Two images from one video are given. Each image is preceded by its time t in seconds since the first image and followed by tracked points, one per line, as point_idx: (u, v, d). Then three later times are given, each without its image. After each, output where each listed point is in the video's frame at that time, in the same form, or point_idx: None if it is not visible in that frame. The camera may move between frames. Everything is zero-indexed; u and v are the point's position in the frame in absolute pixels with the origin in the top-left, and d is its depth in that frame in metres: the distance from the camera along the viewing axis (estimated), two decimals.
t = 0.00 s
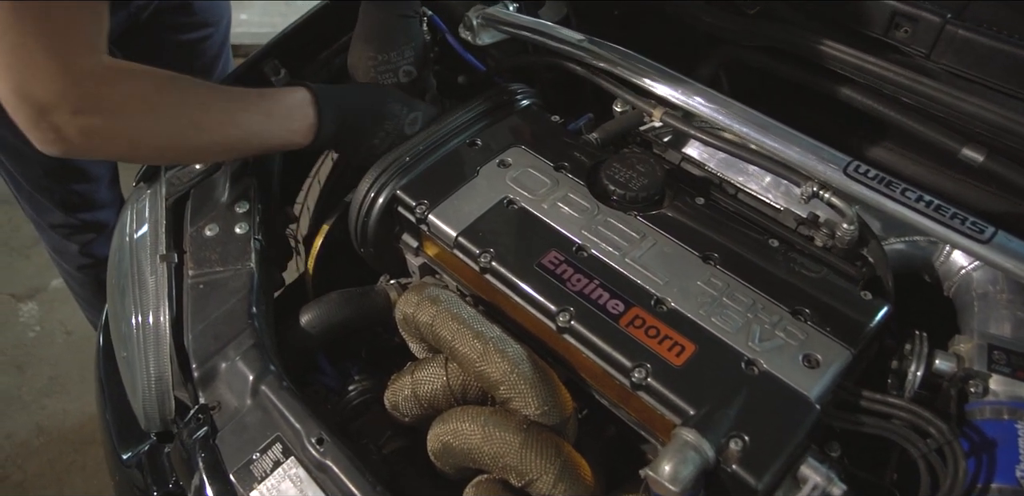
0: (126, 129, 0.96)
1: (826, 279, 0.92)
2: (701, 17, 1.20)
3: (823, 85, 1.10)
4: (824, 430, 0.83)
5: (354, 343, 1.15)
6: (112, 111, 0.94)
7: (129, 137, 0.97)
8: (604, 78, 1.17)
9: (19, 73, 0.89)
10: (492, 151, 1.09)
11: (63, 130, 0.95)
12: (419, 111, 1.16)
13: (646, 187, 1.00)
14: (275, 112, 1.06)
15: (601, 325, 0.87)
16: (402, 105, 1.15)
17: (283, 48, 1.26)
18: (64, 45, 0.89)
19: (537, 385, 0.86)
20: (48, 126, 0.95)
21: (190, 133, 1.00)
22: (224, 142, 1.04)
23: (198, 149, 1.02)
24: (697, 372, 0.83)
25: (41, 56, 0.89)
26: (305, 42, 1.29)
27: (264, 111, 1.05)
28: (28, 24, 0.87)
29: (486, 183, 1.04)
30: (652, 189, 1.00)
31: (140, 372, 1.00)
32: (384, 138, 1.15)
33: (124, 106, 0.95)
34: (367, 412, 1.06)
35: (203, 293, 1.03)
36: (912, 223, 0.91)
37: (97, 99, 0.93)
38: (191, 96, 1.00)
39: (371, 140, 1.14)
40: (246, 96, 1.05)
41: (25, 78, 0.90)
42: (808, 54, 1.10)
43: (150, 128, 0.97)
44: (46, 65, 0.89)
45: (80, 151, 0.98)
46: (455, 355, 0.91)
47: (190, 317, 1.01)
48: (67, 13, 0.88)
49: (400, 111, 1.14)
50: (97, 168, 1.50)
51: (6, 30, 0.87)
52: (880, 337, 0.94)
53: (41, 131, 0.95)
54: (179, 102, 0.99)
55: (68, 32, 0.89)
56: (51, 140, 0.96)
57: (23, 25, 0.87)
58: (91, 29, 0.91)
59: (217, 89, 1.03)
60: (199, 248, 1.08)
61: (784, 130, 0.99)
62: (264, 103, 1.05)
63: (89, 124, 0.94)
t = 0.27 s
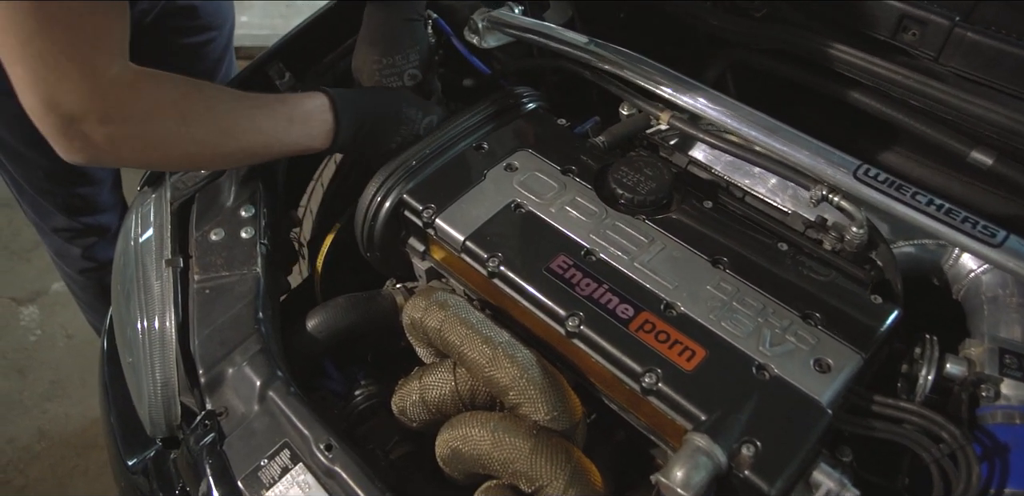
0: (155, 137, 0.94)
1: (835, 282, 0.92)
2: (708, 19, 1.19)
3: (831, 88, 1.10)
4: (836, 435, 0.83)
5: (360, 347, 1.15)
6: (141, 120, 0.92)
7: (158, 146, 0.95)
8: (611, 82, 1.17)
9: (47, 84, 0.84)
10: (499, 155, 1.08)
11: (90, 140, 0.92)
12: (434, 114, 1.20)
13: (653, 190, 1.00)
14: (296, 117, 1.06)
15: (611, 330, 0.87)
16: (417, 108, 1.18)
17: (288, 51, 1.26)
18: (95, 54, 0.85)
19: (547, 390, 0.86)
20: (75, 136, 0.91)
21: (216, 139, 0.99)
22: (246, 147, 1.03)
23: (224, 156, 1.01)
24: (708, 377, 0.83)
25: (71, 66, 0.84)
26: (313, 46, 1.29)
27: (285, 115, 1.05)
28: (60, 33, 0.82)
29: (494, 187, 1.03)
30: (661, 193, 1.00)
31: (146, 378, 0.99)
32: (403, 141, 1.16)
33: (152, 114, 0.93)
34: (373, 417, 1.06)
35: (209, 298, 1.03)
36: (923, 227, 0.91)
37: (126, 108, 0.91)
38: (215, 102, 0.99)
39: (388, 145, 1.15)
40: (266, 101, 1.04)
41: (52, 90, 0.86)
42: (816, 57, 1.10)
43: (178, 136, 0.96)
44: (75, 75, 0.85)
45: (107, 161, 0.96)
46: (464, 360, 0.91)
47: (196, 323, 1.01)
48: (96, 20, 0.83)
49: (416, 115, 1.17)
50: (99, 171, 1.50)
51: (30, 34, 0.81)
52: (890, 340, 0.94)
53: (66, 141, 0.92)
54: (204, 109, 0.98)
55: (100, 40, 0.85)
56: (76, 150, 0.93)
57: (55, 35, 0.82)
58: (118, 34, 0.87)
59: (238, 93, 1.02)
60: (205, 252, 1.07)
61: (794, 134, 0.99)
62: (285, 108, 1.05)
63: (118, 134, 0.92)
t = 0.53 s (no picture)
0: (160, 142, 0.94)
1: (841, 285, 0.92)
2: (712, 21, 1.19)
3: (835, 90, 1.10)
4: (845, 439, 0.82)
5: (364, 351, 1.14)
6: (146, 125, 0.92)
7: (162, 150, 0.95)
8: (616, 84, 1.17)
9: (52, 89, 0.83)
10: (503, 158, 1.08)
11: (95, 145, 0.91)
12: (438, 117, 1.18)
13: (659, 193, 0.99)
14: (298, 121, 1.06)
15: (618, 334, 0.87)
16: (420, 112, 1.16)
17: (289, 53, 1.25)
18: (101, 58, 0.84)
19: (554, 394, 0.86)
20: (78, 142, 0.90)
21: (220, 143, 0.99)
22: (248, 151, 1.03)
23: (226, 160, 1.02)
24: (716, 381, 0.82)
25: (77, 71, 0.83)
26: (314, 49, 1.29)
27: (288, 120, 1.05)
28: (67, 39, 0.80)
29: (498, 190, 1.03)
30: (666, 195, 1.00)
31: (149, 382, 0.99)
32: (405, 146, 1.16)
33: (158, 119, 0.93)
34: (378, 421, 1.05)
35: (212, 302, 1.02)
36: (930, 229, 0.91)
37: (132, 113, 0.90)
38: (218, 107, 0.99)
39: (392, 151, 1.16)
40: (268, 105, 1.05)
41: (58, 96, 0.85)
42: (821, 58, 1.10)
43: (182, 141, 0.96)
44: (81, 80, 0.84)
45: (109, 165, 0.95)
46: (470, 364, 0.91)
47: (199, 327, 1.00)
48: (104, 24, 0.82)
49: (419, 119, 1.16)
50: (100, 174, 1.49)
51: (35, 40, 0.80)
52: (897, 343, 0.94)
53: (69, 146, 0.91)
54: (208, 114, 0.98)
55: (106, 45, 0.84)
56: (79, 155, 0.92)
57: (62, 40, 0.80)
58: (124, 38, 0.86)
59: (239, 97, 1.02)
60: (208, 256, 1.07)
61: (800, 136, 0.99)
62: (287, 112, 1.05)
63: (123, 139, 0.92)
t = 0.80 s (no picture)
0: (148, 151, 0.93)
1: (849, 286, 0.92)
2: (718, 22, 1.19)
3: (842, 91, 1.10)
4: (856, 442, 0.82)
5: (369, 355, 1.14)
6: (135, 135, 0.91)
7: (150, 159, 0.94)
8: (622, 86, 1.17)
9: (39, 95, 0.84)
10: (509, 160, 1.07)
11: (82, 153, 0.91)
12: (433, 123, 1.16)
13: (666, 195, 0.99)
14: (290, 131, 1.05)
15: (628, 337, 0.86)
16: (416, 118, 1.15)
17: (293, 56, 1.25)
18: (91, 67, 0.84)
19: (563, 398, 0.85)
20: (66, 150, 0.91)
21: (210, 153, 0.98)
22: (240, 161, 1.02)
23: (217, 170, 1.00)
24: (727, 384, 0.82)
25: (66, 79, 0.84)
26: (317, 51, 1.28)
27: (280, 129, 1.04)
28: (56, 46, 0.81)
29: (505, 193, 1.03)
30: (673, 197, 0.99)
31: (154, 388, 0.98)
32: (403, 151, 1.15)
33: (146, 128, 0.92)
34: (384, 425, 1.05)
35: (217, 307, 1.01)
36: (939, 230, 0.91)
37: (120, 122, 0.90)
38: (210, 115, 0.97)
39: (388, 156, 1.16)
40: (260, 113, 1.03)
41: (45, 102, 0.85)
42: (828, 59, 1.10)
43: (172, 150, 0.95)
44: (69, 88, 0.85)
45: (96, 174, 0.95)
46: (479, 368, 0.90)
47: (205, 332, 1.00)
48: (96, 35, 0.83)
49: (414, 127, 1.14)
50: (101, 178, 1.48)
51: (23, 45, 0.81)
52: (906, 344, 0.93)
53: (56, 153, 0.91)
54: (199, 123, 0.96)
55: (98, 54, 0.84)
56: (66, 163, 0.92)
57: (53, 48, 0.81)
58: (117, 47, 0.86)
59: (234, 107, 1.01)
60: (213, 261, 1.06)
61: (808, 138, 0.99)
62: (279, 122, 1.04)
63: (110, 147, 0.91)
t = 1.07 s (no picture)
0: (124, 157, 0.94)
1: (857, 289, 0.91)
2: (724, 24, 1.20)
3: (847, 92, 1.10)
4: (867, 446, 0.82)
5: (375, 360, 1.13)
6: (111, 141, 0.92)
7: (125, 164, 0.94)
8: (628, 88, 1.16)
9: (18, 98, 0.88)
10: (515, 163, 1.07)
11: (55, 160, 0.93)
12: (422, 125, 1.13)
13: (673, 198, 0.99)
14: (275, 139, 1.04)
15: (637, 341, 0.86)
16: (404, 121, 1.12)
17: (295, 59, 1.25)
18: (71, 73, 0.88)
19: (573, 403, 0.85)
20: (40, 157, 0.93)
21: (188, 162, 0.98)
22: (220, 170, 1.01)
23: (198, 179, 1.00)
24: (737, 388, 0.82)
25: (46, 84, 0.87)
26: (320, 54, 1.27)
27: (264, 137, 1.03)
28: (38, 52, 0.85)
29: (511, 196, 1.02)
30: (680, 200, 0.99)
31: (160, 394, 0.98)
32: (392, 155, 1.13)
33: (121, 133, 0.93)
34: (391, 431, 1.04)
35: (223, 312, 1.01)
36: (948, 232, 0.90)
37: (97, 127, 0.91)
38: (190, 123, 0.98)
39: (378, 161, 1.14)
40: (245, 121, 1.03)
41: (23, 105, 0.89)
42: (834, 61, 1.10)
43: (149, 156, 0.95)
44: (48, 93, 0.88)
45: (75, 182, 0.97)
46: (487, 373, 0.90)
47: (210, 338, 0.99)
48: (82, 43, 0.87)
49: (402, 130, 1.12)
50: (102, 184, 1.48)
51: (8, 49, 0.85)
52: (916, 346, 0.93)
53: (31, 160, 0.94)
54: (178, 130, 0.96)
55: (80, 62, 0.88)
56: (45, 169, 0.95)
57: (35, 53, 0.85)
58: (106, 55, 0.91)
59: (217, 115, 1.01)
60: (218, 266, 1.05)
61: (816, 141, 0.98)
62: (263, 130, 1.03)
63: (86, 153, 0.92)
